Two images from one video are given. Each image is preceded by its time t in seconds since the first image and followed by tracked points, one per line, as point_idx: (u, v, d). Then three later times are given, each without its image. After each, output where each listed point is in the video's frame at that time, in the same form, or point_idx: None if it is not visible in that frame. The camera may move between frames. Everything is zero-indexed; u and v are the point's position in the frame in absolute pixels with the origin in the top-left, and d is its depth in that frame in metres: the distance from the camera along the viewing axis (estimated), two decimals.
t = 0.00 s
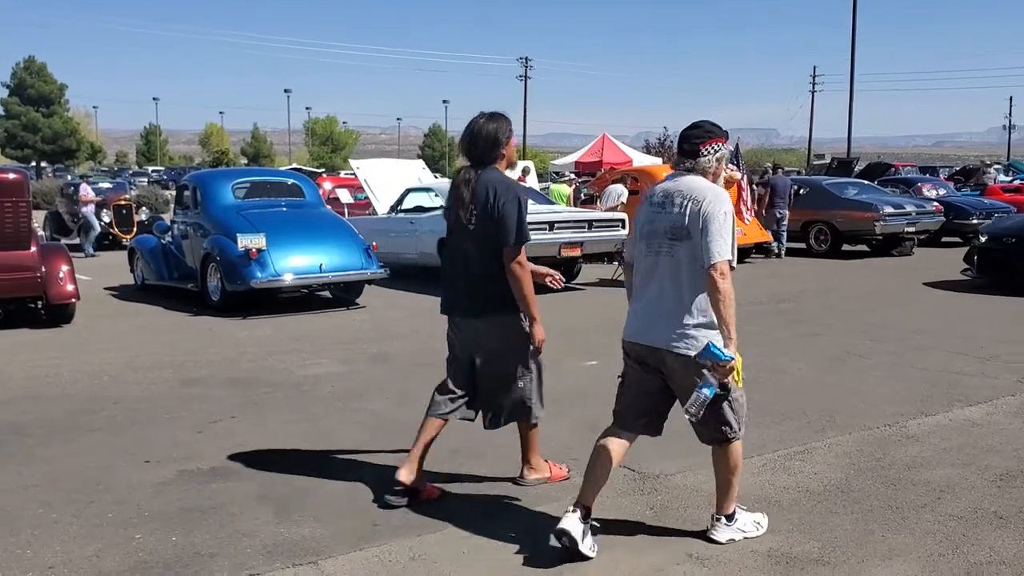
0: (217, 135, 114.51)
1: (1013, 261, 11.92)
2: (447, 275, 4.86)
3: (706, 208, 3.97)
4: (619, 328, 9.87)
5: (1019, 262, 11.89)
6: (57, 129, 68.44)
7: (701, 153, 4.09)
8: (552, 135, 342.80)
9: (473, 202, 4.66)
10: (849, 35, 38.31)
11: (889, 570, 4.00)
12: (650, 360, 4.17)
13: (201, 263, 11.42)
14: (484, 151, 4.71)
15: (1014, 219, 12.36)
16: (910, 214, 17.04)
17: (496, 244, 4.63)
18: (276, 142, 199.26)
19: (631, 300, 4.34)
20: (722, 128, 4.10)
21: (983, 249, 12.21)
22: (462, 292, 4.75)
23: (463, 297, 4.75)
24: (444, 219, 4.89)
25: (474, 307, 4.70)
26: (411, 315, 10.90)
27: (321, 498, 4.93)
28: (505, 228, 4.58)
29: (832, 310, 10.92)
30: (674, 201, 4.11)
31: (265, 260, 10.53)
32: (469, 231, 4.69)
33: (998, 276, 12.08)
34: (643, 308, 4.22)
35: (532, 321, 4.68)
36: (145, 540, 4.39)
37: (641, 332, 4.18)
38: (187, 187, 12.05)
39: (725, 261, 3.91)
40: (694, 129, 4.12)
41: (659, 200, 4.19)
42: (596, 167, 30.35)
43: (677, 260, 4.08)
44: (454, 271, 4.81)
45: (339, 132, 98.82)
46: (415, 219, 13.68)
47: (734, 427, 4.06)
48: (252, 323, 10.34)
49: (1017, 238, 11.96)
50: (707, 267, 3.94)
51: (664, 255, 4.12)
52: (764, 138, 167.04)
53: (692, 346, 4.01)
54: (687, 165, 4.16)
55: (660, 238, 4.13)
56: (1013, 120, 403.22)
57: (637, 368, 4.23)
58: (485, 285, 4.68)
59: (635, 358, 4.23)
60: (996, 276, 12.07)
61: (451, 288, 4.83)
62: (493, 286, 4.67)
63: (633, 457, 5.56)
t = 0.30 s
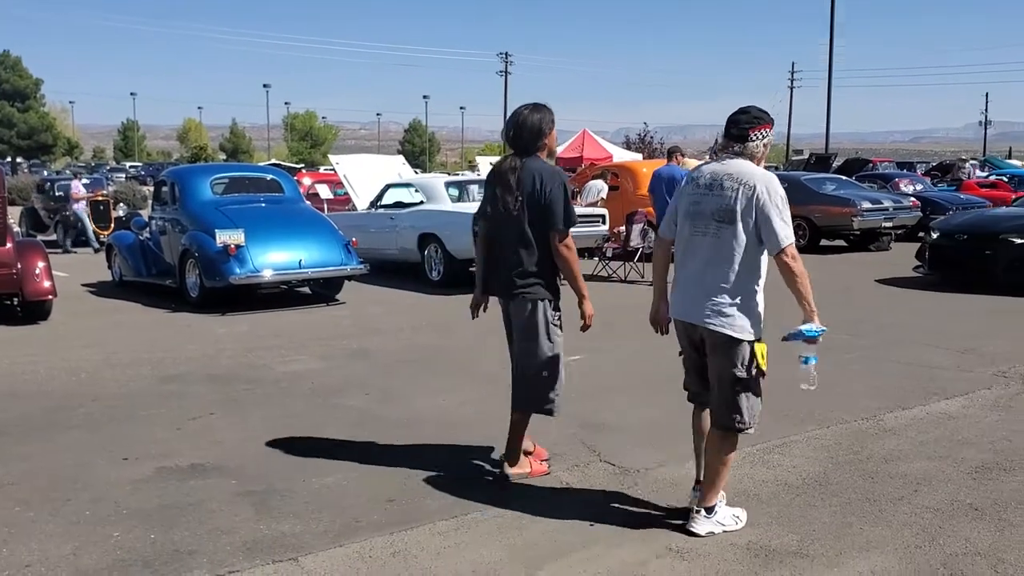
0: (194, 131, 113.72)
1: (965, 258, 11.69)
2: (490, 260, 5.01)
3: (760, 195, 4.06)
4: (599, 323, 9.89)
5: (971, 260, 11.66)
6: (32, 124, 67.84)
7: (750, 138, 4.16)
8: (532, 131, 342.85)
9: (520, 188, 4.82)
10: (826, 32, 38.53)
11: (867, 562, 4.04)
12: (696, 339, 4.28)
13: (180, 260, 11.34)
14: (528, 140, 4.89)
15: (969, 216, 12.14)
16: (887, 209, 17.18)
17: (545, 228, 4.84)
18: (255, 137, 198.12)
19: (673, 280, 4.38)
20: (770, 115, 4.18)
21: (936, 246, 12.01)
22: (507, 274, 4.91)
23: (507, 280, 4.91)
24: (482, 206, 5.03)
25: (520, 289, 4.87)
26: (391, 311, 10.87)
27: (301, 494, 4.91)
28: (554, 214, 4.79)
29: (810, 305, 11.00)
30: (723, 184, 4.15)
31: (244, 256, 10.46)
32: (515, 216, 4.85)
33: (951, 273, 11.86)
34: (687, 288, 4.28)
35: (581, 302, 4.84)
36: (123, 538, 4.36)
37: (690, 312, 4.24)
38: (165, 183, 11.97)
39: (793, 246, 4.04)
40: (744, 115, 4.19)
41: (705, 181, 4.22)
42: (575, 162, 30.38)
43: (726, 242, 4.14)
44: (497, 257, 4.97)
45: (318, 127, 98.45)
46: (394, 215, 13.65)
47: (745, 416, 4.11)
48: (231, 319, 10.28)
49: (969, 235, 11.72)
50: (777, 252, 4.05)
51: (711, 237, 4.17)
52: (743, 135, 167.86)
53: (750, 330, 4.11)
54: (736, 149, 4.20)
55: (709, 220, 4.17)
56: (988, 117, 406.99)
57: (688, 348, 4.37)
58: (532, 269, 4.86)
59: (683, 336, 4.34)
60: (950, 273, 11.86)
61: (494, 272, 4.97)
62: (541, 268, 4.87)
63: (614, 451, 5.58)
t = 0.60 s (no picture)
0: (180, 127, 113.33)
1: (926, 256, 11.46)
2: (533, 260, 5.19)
3: (802, 195, 4.28)
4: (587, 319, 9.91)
5: (931, 258, 11.43)
6: (17, 121, 67.55)
7: (788, 144, 4.41)
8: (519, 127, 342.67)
9: (565, 191, 5.03)
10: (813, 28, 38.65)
11: (854, 556, 4.06)
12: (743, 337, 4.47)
13: (166, 257, 11.30)
14: (568, 143, 5.10)
15: (931, 214, 11.91)
16: (873, 205, 17.25)
17: (589, 227, 5.06)
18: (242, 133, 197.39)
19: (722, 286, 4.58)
20: (806, 121, 4.45)
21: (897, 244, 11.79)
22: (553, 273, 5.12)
23: (554, 278, 5.12)
24: (522, 208, 5.20)
25: (567, 287, 5.09)
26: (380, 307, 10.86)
27: (288, 492, 4.90)
28: (599, 214, 5.02)
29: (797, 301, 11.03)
30: (766, 188, 4.39)
31: (231, 253, 10.43)
32: (561, 217, 5.05)
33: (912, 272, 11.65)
34: (734, 289, 4.50)
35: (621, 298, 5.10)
36: (110, 536, 4.34)
37: (736, 309, 4.45)
38: (151, 179, 11.91)
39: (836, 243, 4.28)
40: (781, 123, 4.45)
41: (749, 187, 4.48)
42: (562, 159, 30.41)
43: (770, 243, 4.38)
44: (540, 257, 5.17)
45: (305, 123, 98.13)
46: (381, 211, 13.63)
47: (762, 409, 4.29)
48: (218, 316, 10.25)
49: (928, 233, 11.50)
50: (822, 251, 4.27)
51: (756, 238, 4.42)
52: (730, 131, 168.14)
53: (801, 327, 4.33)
54: (774, 156, 4.46)
55: (752, 223, 4.42)
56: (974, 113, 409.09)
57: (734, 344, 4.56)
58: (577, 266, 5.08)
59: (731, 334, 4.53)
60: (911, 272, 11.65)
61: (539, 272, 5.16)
62: (585, 265, 5.10)
63: (601, 447, 5.59)
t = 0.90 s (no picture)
0: (168, 125, 113.13)
1: (887, 255, 11.47)
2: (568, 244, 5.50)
3: (824, 175, 4.49)
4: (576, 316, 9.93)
5: (893, 256, 11.43)
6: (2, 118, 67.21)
7: (824, 125, 4.64)
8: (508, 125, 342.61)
9: (595, 178, 5.31)
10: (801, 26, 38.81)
11: (841, 552, 4.08)
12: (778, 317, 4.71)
13: (153, 255, 11.26)
14: (601, 134, 5.40)
15: (892, 213, 11.92)
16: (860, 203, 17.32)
17: (619, 212, 5.31)
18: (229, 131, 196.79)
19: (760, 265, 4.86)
20: (847, 108, 4.65)
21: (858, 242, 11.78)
22: (585, 255, 5.41)
23: (586, 260, 5.41)
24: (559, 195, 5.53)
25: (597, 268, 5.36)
26: (368, 305, 10.84)
27: (275, 490, 4.89)
28: (626, 199, 5.26)
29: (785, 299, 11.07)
30: (797, 172, 4.64)
31: (218, 251, 10.40)
32: (592, 203, 5.35)
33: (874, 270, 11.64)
34: (770, 270, 4.76)
35: (649, 280, 5.35)
36: (96, 535, 4.32)
37: (771, 289, 4.71)
38: (137, 177, 11.86)
39: (851, 225, 4.43)
40: (823, 108, 4.71)
41: (783, 172, 4.74)
42: (550, 157, 30.46)
43: (799, 224, 4.62)
44: (574, 240, 5.46)
45: (292, 121, 97.93)
46: (369, 209, 13.60)
47: (851, 377, 4.52)
48: (205, 314, 10.22)
49: (889, 232, 11.50)
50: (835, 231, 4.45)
51: (787, 220, 4.66)
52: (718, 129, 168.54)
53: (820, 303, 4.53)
54: (811, 137, 4.70)
55: (784, 205, 4.67)
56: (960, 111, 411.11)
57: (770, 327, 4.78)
58: (607, 249, 5.36)
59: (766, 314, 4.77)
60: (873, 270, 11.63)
61: (574, 255, 5.46)
62: (615, 248, 5.36)
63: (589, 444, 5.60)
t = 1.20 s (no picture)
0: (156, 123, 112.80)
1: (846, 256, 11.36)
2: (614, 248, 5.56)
3: (871, 185, 4.68)
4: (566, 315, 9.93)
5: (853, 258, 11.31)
6: None
7: (873, 137, 4.80)
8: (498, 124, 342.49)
9: (642, 184, 5.39)
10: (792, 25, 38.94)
11: (829, 549, 4.09)
12: (818, 318, 4.86)
13: (141, 253, 11.21)
14: (649, 141, 5.47)
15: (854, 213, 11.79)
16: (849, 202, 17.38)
17: (666, 219, 5.40)
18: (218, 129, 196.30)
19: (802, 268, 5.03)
20: (897, 124, 4.80)
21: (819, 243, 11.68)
22: (632, 260, 5.48)
23: (631, 265, 5.48)
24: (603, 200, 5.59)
25: (643, 274, 5.45)
26: (357, 304, 10.82)
27: (264, 489, 4.88)
28: (675, 205, 5.36)
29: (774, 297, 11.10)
30: (845, 180, 4.83)
31: (206, 250, 10.36)
32: (639, 209, 5.42)
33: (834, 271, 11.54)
34: (810, 272, 4.93)
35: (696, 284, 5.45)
36: (83, 535, 4.30)
37: (813, 291, 4.88)
38: (126, 175, 11.80)
39: (883, 230, 4.60)
40: (875, 122, 4.87)
41: (832, 181, 4.93)
42: (541, 155, 30.49)
43: (844, 230, 4.80)
44: (619, 245, 5.54)
45: (281, 120, 97.73)
46: (359, 208, 13.57)
47: (892, 374, 4.78)
48: (194, 313, 10.18)
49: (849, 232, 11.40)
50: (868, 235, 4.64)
51: (834, 226, 4.84)
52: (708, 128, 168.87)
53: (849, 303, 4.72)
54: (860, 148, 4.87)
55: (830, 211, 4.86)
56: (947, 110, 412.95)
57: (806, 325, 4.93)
58: (655, 255, 5.44)
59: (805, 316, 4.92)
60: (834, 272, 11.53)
61: (619, 259, 5.53)
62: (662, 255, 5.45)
63: (579, 442, 5.60)
